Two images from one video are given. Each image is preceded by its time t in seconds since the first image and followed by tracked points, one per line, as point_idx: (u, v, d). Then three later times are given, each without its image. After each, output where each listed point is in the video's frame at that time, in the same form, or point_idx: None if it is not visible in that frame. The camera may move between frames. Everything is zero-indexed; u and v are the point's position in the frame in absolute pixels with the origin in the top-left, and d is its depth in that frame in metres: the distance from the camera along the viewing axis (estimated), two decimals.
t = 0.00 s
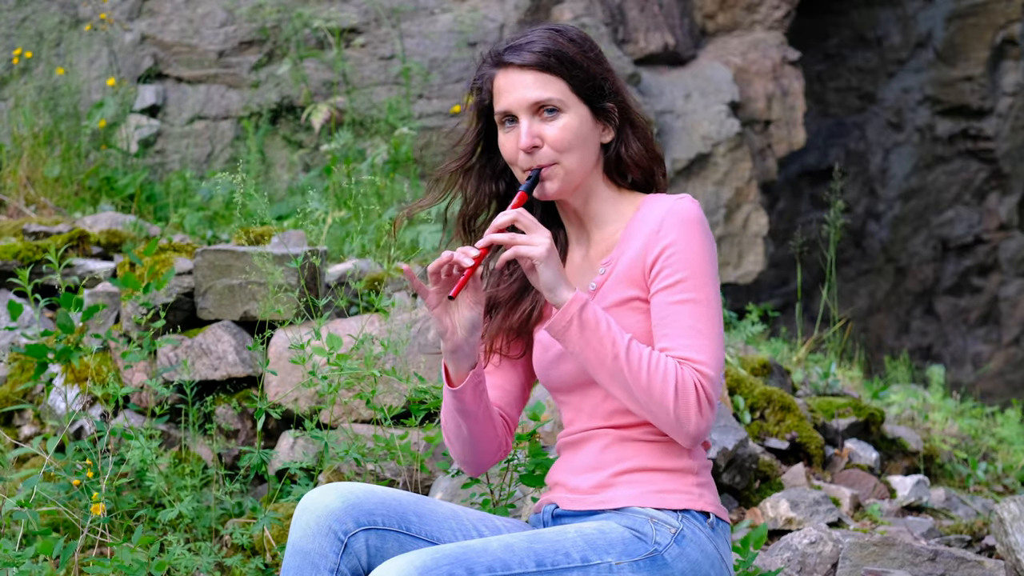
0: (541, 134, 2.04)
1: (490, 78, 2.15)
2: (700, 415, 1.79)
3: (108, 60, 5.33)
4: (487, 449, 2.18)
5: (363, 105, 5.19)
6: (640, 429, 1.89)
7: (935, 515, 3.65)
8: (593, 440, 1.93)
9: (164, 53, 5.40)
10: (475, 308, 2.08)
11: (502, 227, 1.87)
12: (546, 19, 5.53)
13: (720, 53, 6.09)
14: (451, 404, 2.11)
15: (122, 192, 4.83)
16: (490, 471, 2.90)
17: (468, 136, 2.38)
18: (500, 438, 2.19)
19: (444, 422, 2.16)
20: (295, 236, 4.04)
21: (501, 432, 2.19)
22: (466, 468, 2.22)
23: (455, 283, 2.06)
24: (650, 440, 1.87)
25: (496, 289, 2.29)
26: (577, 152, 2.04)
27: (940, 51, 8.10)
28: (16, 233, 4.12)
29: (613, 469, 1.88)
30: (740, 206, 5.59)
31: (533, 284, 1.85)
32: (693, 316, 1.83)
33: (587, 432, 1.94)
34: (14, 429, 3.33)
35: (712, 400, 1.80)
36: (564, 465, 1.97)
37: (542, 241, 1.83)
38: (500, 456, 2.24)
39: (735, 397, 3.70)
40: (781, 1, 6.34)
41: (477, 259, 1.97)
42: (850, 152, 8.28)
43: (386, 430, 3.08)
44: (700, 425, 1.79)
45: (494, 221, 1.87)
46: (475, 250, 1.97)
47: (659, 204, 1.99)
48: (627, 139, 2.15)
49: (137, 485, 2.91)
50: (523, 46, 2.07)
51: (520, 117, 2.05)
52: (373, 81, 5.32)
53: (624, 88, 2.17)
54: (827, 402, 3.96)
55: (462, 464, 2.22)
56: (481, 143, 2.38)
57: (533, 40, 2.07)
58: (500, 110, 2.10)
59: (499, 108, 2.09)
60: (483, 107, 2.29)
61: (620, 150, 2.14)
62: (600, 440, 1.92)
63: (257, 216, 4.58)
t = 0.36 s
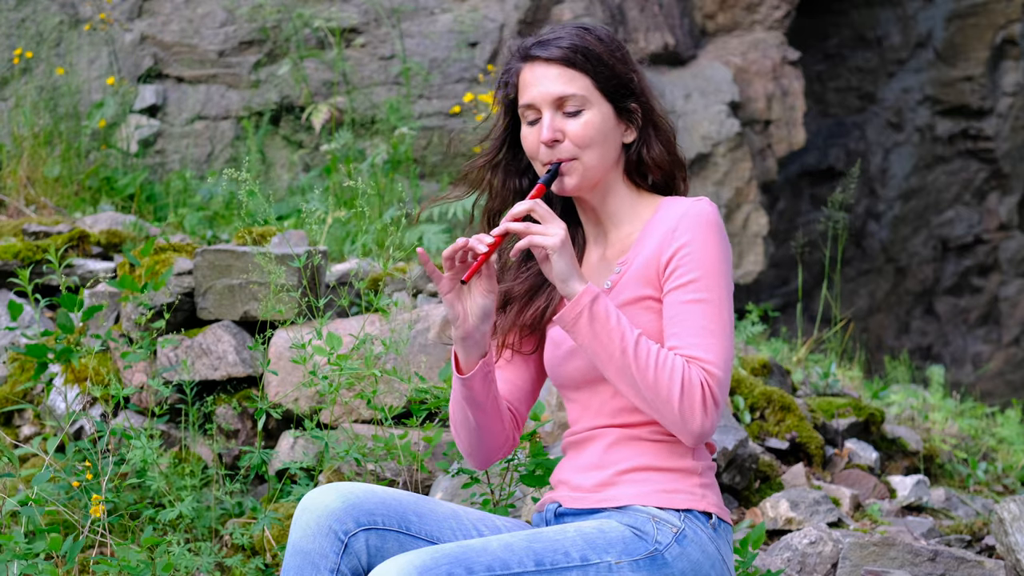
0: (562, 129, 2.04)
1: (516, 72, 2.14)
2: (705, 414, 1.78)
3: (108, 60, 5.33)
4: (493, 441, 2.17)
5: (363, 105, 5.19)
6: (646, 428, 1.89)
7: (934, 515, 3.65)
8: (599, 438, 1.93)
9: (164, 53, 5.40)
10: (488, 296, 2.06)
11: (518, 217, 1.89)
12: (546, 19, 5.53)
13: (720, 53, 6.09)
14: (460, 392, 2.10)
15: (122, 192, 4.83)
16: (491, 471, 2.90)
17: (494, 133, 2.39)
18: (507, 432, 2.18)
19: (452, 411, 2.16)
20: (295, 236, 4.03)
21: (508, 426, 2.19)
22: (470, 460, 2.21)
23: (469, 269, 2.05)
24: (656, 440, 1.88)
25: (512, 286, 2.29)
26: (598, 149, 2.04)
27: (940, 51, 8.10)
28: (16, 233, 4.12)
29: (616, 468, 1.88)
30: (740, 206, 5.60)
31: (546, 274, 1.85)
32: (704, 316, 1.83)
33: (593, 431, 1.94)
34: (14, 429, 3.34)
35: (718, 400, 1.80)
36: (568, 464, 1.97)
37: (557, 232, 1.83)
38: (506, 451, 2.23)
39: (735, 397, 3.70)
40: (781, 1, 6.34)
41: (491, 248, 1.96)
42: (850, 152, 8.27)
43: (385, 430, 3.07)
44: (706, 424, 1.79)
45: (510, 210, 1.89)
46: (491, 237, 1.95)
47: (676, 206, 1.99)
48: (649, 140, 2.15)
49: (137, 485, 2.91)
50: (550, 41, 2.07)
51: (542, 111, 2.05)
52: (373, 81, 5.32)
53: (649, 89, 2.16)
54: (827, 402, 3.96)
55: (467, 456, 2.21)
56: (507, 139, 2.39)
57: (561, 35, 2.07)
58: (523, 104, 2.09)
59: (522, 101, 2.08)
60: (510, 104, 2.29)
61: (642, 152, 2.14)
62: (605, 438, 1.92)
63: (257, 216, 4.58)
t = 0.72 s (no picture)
0: (577, 124, 2.04)
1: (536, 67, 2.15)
2: (705, 412, 1.77)
3: (108, 60, 5.33)
4: (495, 434, 2.16)
5: (363, 105, 5.18)
6: (647, 428, 1.89)
7: (934, 515, 3.65)
8: (601, 437, 1.93)
9: (164, 53, 5.40)
10: (493, 284, 2.09)
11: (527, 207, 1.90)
12: (546, 19, 5.53)
13: (720, 53, 6.09)
14: (464, 382, 2.10)
15: (122, 192, 4.83)
16: (491, 471, 2.90)
17: (515, 128, 2.39)
18: (509, 425, 2.18)
19: (455, 402, 2.15)
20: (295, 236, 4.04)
21: (511, 419, 2.18)
22: (472, 453, 2.20)
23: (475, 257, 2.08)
24: (657, 440, 1.88)
25: (524, 277, 2.30)
26: (611, 145, 2.03)
27: (940, 51, 8.11)
28: (16, 233, 4.12)
29: (617, 468, 1.88)
30: (740, 206, 5.60)
31: (551, 265, 1.87)
32: (710, 315, 1.82)
33: (595, 430, 1.94)
34: (14, 429, 3.33)
35: (718, 399, 1.79)
36: (569, 463, 1.97)
37: (563, 223, 1.85)
38: (508, 446, 2.22)
39: (735, 397, 3.70)
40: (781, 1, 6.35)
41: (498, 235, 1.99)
42: (850, 151, 8.25)
43: (386, 429, 3.08)
44: (705, 422, 1.78)
45: (520, 200, 1.90)
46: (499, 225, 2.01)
47: (688, 205, 1.99)
48: (666, 139, 2.13)
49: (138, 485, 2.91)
50: (570, 37, 2.07)
51: (558, 106, 2.05)
52: (373, 81, 5.32)
53: (668, 89, 2.15)
54: (827, 402, 3.96)
55: (469, 449, 2.20)
56: (529, 133, 2.38)
57: (580, 32, 2.07)
58: (540, 99, 2.09)
59: (540, 96, 2.09)
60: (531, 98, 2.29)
61: (658, 150, 2.12)
62: (606, 438, 1.92)
63: (257, 216, 4.58)
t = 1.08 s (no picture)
0: (583, 120, 2.04)
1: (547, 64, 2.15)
2: (693, 413, 1.76)
3: (108, 60, 5.33)
4: (497, 429, 2.16)
5: (363, 105, 5.18)
6: (648, 428, 1.89)
7: (935, 515, 3.65)
8: (602, 437, 1.93)
9: (164, 53, 5.41)
10: (493, 277, 2.10)
11: (526, 200, 1.94)
12: (546, 19, 5.52)
13: (720, 53, 6.09)
14: (464, 375, 2.10)
15: (122, 192, 4.83)
16: (491, 471, 2.90)
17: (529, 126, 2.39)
18: (512, 421, 2.17)
19: (458, 397, 2.15)
20: (294, 236, 4.04)
21: (513, 415, 2.17)
22: (476, 449, 2.19)
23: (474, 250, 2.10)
24: (656, 441, 1.88)
25: (533, 274, 2.32)
26: (618, 141, 2.03)
27: (940, 51, 8.11)
28: (16, 233, 4.12)
29: (617, 469, 1.88)
30: (740, 206, 5.60)
31: (549, 259, 1.89)
32: (708, 316, 1.81)
33: (597, 431, 1.95)
34: (13, 429, 3.33)
35: (708, 401, 1.78)
36: (570, 463, 1.98)
37: (561, 218, 1.89)
38: (512, 443, 2.21)
39: (735, 397, 3.70)
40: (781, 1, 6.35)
41: (494, 228, 2.00)
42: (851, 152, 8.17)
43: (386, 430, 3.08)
44: (692, 423, 1.77)
45: (520, 194, 1.95)
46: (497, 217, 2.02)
47: (695, 207, 1.98)
48: (675, 135, 2.12)
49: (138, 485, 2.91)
50: (579, 34, 2.07)
51: (565, 102, 2.06)
52: (373, 81, 5.33)
53: (678, 85, 2.14)
54: (827, 402, 3.97)
55: (473, 445, 2.19)
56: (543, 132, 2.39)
57: (589, 29, 2.07)
58: (549, 95, 2.10)
59: (548, 93, 2.09)
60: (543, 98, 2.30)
61: (667, 147, 2.11)
62: (607, 438, 1.92)
63: (257, 217, 4.58)
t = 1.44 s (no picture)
0: (580, 122, 2.05)
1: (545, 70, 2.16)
2: (685, 416, 1.76)
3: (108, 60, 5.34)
4: (505, 431, 2.16)
5: (363, 104, 5.17)
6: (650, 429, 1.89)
7: (935, 515, 3.65)
8: (604, 437, 1.93)
9: (164, 53, 5.41)
10: (489, 279, 2.10)
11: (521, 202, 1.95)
12: (546, 19, 5.53)
13: (720, 53, 6.10)
14: (466, 379, 2.10)
15: (122, 192, 4.83)
16: (491, 471, 2.90)
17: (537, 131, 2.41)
18: (519, 422, 2.17)
19: (464, 401, 2.16)
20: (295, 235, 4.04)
21: (520, 416, 2.17)
22: (486, 452, 2.20)
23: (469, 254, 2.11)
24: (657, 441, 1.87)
25: (541, 276, 2.32)
26: (616, 139, 2.03)
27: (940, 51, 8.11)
28: (16, 233, 4.12)
29: (617, 469, 1.88)
30: (740, 206, 5.60)
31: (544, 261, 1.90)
32: (707, 320, 1.81)
33: (599, 430, 1.94)
34: (14, 429, 3.34)
35: (701, 405, 1.78)
36: (571, 463, 1.98)
37: (554, 218, 1.89)
38: (521, 443, 2.21)
39: (735, 397, 3.70)
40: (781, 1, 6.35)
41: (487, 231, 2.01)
42: (851, 152, 8.19)
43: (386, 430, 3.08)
44: (684, 427, 1.77)
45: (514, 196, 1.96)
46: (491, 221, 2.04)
47: (700, 210, 1.98)
48: (675, 129, 2.11)
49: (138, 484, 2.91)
50: (572, 37, 2.08)
51: (562, 105, 2.07)
52: (373, 81, 5.33)
53: (677, 79, 2.13)
54: (827, 402, 3.97)
55: (483, 448, 2.20)
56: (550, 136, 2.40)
57: (582, 31, 2.08)
58: (548, 100, 2.11)
59: (547, 98, 2.11)
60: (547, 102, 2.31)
61: (668, 142, 2.10)
62: (607, 439, 1.92)
63: (257, 217, 4.57)
